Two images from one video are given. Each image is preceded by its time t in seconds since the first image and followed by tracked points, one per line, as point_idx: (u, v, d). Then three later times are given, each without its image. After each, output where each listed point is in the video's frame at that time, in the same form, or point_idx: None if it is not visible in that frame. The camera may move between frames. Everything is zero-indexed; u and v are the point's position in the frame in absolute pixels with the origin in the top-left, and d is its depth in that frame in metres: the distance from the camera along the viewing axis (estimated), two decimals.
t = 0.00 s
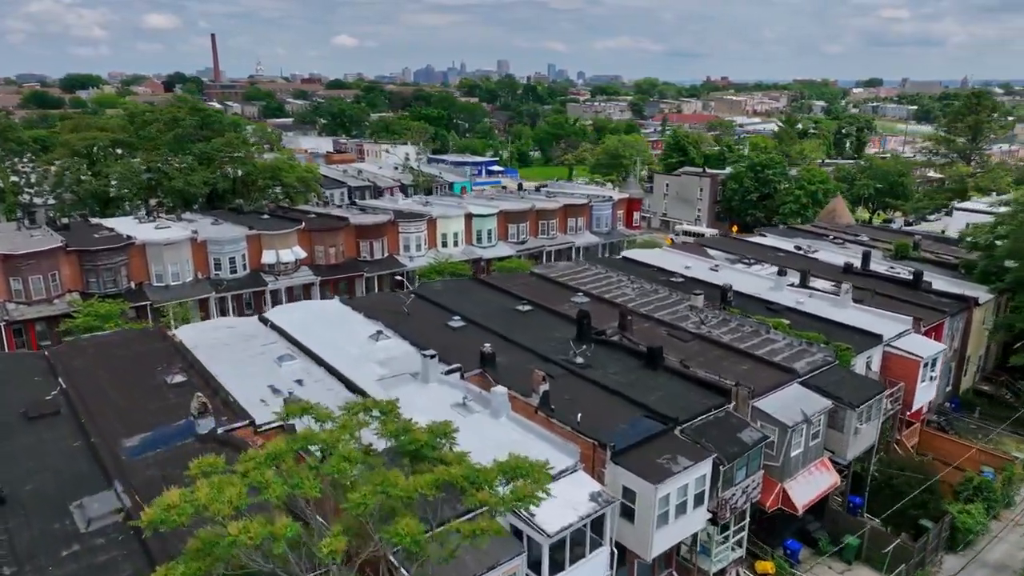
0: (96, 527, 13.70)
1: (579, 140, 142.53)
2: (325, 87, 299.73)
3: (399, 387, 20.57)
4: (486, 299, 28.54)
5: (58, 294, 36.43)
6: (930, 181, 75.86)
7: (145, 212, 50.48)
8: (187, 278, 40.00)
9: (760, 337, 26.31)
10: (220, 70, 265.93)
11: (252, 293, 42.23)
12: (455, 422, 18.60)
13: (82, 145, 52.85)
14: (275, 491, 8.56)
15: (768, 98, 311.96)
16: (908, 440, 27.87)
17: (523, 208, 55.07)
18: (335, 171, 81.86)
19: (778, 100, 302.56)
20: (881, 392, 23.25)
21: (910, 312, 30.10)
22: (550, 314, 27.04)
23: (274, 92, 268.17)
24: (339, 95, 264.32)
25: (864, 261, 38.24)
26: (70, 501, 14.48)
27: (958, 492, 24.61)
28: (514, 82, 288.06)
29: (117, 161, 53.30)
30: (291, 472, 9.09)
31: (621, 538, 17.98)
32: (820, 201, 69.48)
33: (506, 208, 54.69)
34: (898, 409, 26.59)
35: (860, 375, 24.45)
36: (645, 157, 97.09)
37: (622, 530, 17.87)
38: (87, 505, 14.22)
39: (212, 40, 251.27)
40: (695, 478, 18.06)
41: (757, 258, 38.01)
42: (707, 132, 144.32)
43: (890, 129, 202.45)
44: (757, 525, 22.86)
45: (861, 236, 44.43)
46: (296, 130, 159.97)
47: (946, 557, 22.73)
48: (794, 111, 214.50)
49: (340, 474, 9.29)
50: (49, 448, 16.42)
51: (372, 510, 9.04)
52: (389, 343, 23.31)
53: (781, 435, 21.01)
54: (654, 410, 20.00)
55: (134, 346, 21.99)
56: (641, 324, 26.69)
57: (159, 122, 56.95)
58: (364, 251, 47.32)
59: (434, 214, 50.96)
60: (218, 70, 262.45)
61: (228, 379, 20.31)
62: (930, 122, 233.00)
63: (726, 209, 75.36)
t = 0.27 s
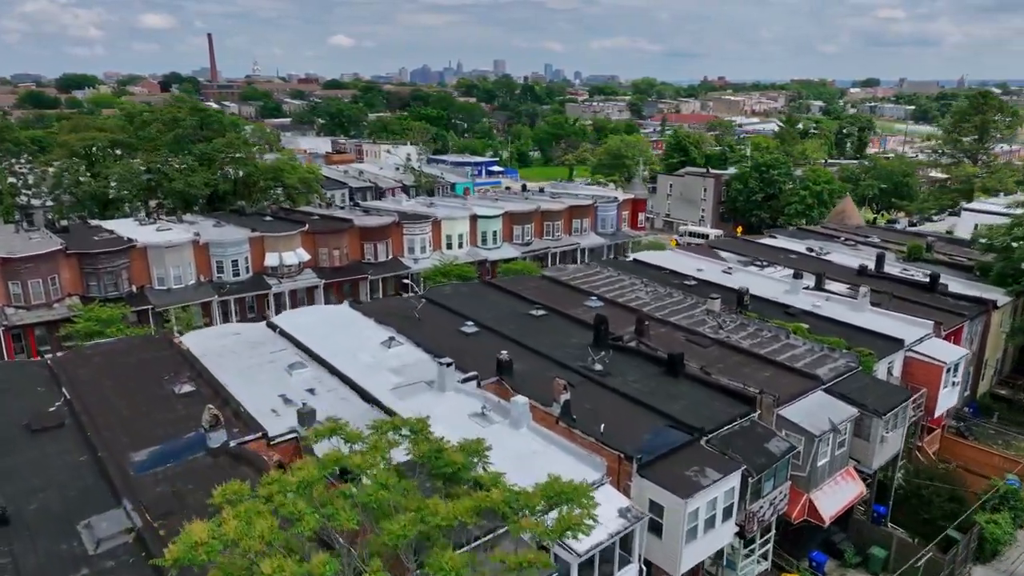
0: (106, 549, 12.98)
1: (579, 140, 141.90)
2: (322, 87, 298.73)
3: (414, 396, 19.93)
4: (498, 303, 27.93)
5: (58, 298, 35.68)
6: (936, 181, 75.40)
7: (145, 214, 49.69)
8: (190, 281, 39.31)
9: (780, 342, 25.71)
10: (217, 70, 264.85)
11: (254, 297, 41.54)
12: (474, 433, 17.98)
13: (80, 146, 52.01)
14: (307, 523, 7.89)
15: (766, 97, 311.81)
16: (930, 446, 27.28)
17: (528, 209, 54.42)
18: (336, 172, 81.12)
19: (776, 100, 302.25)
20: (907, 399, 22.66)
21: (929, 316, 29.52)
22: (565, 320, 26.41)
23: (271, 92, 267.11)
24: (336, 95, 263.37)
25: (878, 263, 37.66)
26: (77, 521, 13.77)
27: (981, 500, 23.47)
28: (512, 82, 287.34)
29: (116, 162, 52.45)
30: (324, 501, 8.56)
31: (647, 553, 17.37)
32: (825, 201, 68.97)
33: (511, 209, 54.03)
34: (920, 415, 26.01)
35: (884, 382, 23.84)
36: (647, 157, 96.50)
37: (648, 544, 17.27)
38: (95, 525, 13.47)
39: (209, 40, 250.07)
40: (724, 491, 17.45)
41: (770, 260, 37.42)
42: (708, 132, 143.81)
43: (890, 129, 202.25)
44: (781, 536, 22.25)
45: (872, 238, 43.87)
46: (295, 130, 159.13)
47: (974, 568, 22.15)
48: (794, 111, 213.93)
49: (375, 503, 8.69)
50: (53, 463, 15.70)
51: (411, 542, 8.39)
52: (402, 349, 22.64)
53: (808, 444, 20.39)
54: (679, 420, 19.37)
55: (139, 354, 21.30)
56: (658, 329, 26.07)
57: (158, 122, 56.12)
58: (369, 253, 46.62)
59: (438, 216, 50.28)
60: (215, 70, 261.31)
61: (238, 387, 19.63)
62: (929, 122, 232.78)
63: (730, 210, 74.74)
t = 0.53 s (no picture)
0: (117, 571, 12.19)
1: (579, 140, 141.38)
2: (320, 87, 297.92)
3: (431, 405, 19.29)
4: (511, 308, 27.32)
5: (58, 302, 34.95)
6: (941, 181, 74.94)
7: (145, 216, 48.97)
8: (191, 284, 38.60)
9: (801, 348, 25.12)
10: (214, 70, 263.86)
11: (258, 300, 40.88)
12: (496, 445, 17.37)
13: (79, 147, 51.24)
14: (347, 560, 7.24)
15: (764, 97, 311.70)
16: (953, 453, 26.68)
17: (534, 210, 53.77)
18: (337, 172, 80.45)
19: (774, 100, 302.13)
20: (934, 406, 22.07)
21: (950, 320, 28.93)
22: (581, 326, 25.79)
23: (269, 92, 266.20)
24: (334, 96, 262.55)
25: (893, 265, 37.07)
26: (86, 543, 13.03)
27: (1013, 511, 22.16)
28: (511, 82, 286.76)
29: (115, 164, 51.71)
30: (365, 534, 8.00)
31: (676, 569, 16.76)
32: (831, 202, 68.48)
33: (516, 210, 53.36)
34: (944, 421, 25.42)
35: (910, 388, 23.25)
36: (650, 157, 95.95)
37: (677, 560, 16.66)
38: (105, 547, 12.70)
39: (206, 40, 249.07)
40: (755, 505, 16.83)
41: (783, 262, 36.85)
42: (709, 132, 143.34)
43: (889, 128, 202.09)
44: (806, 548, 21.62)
45: (884, 239, 43.30)
46: (293, 130, 158.41)
47: None
48: (793, 110, 213.49)
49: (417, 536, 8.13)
50: (58, 480, 14.96)
51: None
52: (415, 356, 22.00)
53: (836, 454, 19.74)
54: (705, 430, 18.76)
55: (145, 363, 20.61)
56: (676, 335, 25.47)
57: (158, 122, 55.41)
58: (373, 255, 45.94)
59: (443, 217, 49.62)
60: (212, 70, 260.30)
61: (249, 397, 18.97)
62: (928, 122, 232.64)
63: (734, 210, 74.16)
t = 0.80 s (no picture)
0: None
1: (580, 140, 140.83)
2: (317, 87, 296.88)
3: (450, 416, 18.61)
4: (525, 314, 26.64)
5: (57, 306, 34.15)
6: (946, 181, 74.50)
7: (145, 218, 48.11)
8: (194, 288, 37.83)
9: (823, 354, 24.50)
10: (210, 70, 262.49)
11: (261, 303, 40.17)
12: (521, 459, 16.70)
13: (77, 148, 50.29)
14: None
15: (762, 97, 311.10)
16: (978, 461, 26.05)
17: (539, 211, 53.08)
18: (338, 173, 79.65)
19: (772, 100, 301.97)
20: (964, 415, 21.45)
21: (972, 324, 28.32)
22: (598, 331, 25.12)
23: (266, 92, 265.03)
24: (332, 96, 261.52)
25: (908, 267, 36.46)
26: (95, 568, 12.30)
27: None
28: (509, 82, 286.08)
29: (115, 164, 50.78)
30: None
31: None
32: (836, 202, 67.91)
33: (522, 211, 52.70)
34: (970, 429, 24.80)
35: (937, 396, 22.62)
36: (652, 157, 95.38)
37: None
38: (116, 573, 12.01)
39: (201, 40, 247.49)
40: (789, 520, 16.18)
41: (795, 264, 36.25)
42: (709, 131, 142.80)
43: (887, 129, 201.95)
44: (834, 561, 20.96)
45: (896, 241, 42.72)
46: (292, 130, 157.56)
47: None
48: (792, 110, 213.12)
49: None
50: (65, 498, 14.23)
51: None
52: (430, 364, 21.32)
53: (867, 464, 19.06)
54: (734, 441, 18.11)
55: (151, 372, 19.90)
56: (694, 341, 24.84)
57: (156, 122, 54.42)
58: (377, 258, 45.20)
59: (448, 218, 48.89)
60: (209, 70, 259.08)
61: (260, 409, 18.25)
62: (926, 122, 232.68)
63: (739, 210, 73.61)
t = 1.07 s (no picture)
0: None
1: (580, 140, 140.23)
2: (314, 87, 295.85)
3: (470, 426, 17.98)
4: (540, 319, 26.02)
5: (58, 311, 33.41)
6: (951, 182, 74.06)
7: (145, 220, 47.33)
8: (197, 291, 37.17)
9: (847, 360, 23.92)
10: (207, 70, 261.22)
11: (265, 307, 39.49)
12: (547, 472, 16.08)
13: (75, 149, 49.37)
14: None
15: (760, 96, 310.89)
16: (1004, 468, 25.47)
17: (545, 212, 52.45)
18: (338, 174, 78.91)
19: (770, 100, 301.81)
20: (995, 423, 20.87)
21: (994, 328, 27.75)
22: (616, 337, 24.49)
23: (263, 92, 263.87)
24: (329, 96, 260.45)
25: (923, 269, 35.91)
26: None
27: None
28: (507, 82, 285.30)
29: (114, 164, 49.95)
30: None
31: None
32: (842, 203, 67.40)
33: (527, 212, 52.06)
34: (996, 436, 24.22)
35: (966, 402, 22.05)
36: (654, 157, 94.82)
37: None
38: None
39: (198, 40, 246.15)
40: (827, 535, 15.56)
41: (809, 267, 35.68)
42: (709, 131, 142.27)
43: (886, 129, 201.73)
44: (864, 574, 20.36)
45: (908, 242, 42.19)
46: (290, 130, 156.66)
47: None
48: (791, 110, 212.91)
49: None
50: (73, 518, 13.57)
51: None
52: (447, 372, 20.69)
53: (901, 476, 18.46)
54: (765, 452, 17.50)
55: (160, 381, 19.24)
56: (714, 346, 24.25)
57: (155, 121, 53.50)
58: (382, 260, 44.53)
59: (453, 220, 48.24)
60: (205, 70, 257.87)
61: (274, 420, 17.60)
62: (924, 122, 232.51)
63: (743, 211, 73.03)
